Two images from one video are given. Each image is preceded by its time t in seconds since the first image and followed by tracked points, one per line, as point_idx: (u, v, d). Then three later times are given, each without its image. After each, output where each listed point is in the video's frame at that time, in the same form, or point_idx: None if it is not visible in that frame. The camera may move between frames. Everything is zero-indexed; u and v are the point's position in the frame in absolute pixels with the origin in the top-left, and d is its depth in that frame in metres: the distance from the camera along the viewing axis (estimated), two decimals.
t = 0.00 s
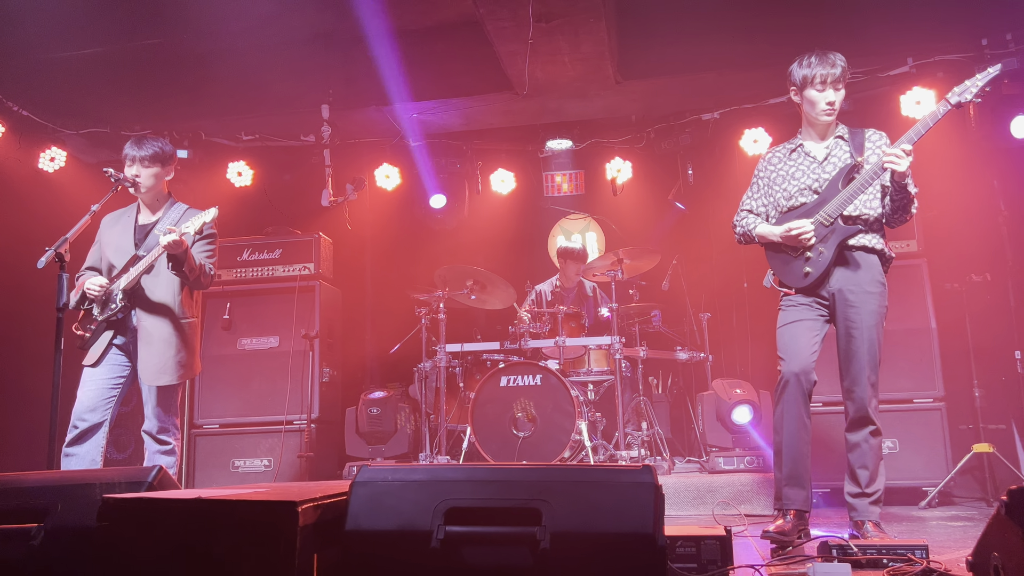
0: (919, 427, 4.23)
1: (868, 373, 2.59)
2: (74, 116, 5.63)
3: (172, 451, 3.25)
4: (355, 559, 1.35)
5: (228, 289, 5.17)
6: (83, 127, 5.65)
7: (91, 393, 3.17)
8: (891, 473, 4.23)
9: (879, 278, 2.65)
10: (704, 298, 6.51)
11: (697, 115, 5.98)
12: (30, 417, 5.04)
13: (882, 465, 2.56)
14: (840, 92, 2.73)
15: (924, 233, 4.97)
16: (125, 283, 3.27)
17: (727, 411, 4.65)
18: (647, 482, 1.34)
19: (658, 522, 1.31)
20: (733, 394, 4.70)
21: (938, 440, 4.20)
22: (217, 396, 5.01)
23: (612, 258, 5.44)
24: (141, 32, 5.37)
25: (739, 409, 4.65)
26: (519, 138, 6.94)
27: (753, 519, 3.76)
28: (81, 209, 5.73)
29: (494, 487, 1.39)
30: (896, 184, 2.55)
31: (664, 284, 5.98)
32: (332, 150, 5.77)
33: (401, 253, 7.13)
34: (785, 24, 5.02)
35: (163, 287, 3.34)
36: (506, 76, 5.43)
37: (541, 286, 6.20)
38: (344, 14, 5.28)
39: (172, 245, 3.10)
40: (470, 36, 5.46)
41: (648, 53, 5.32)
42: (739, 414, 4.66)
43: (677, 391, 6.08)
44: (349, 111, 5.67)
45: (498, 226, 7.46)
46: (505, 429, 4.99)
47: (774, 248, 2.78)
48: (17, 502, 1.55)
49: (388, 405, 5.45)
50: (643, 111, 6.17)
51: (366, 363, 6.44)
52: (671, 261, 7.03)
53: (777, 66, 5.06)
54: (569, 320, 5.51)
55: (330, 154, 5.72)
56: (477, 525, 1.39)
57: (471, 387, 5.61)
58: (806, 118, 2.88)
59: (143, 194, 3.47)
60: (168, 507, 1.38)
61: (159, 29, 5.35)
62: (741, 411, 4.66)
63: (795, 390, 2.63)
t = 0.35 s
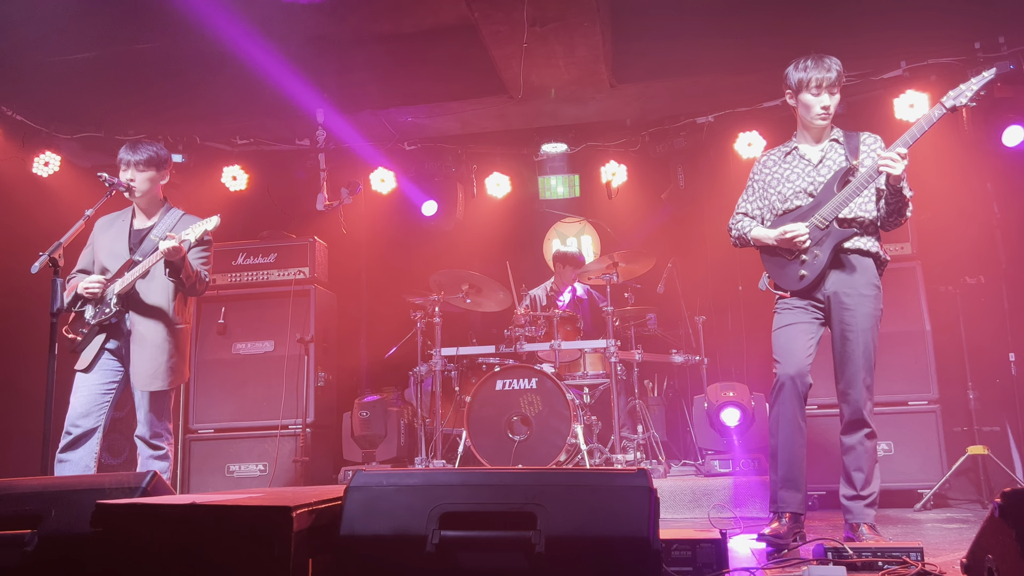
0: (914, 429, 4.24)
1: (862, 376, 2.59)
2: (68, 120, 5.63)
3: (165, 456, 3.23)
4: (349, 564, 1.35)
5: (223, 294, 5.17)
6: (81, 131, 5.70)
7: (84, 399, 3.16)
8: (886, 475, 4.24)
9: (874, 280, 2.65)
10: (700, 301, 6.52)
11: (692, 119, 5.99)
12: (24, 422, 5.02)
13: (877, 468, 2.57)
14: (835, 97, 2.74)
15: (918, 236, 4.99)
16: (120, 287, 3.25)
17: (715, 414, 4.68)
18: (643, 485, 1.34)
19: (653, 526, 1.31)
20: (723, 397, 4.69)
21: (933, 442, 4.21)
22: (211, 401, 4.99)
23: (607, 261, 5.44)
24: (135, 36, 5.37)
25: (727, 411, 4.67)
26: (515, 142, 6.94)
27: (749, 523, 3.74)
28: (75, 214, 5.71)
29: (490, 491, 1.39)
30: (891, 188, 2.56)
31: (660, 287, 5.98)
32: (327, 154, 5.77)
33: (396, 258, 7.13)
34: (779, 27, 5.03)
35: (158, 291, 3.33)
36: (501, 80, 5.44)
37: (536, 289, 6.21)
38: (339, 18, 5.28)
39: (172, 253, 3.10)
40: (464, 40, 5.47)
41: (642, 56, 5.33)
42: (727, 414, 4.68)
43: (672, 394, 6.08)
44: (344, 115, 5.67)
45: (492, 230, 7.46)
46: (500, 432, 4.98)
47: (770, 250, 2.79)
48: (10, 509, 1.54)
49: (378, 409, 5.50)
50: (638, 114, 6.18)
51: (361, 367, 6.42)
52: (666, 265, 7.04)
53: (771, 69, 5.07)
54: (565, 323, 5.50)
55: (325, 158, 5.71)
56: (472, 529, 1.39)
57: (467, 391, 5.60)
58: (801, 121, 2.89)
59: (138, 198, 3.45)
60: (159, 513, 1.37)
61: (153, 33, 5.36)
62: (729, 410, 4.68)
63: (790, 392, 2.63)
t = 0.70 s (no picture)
0: (912, 435, 4.25)
1: (860, 382, 2.60)
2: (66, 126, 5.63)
3: (165, 463, 3.23)
4: (347, 571, 1.34)
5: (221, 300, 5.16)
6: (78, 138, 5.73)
7: (85, 406, 3.15)
8: (885, 481, 4.24)
9: (871, 287, 2.66)
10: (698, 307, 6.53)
11: (689, 125, 6.00)
12: (22, 429, 5.01)
13: (875, 474, 2.57)
14: (831, 105, 2.75)
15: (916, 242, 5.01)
16: (120, 297, 3.24)
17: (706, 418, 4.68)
18: (641, 492, 1.34)
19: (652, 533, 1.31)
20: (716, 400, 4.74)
21: (931, 447, 4.22)
22: (210, 407, 4.98)
23: (605, 267, 5.45)
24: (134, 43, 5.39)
25: (718, 414, 4.65)
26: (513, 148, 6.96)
27: (747, 529, 3.75)
28: (74, 220, 5.71)
29: (488, 499, 1.39)
30: (888, 195, 2.57)
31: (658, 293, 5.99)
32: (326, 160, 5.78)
33: (394, 263, 7.14)
34: (775, 35, 5.07)
35: (159, 301, 3.32)
36: (499, 87, 5.45)
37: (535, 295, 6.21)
38: (337, 25, 5.30)
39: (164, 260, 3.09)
40: (462, 47, 5.49)
41: (639, 63, 5.36)
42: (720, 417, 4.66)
43: (671, 400, 6.09)
44: (342, 121, 5.68)
45: (490, 237, 7.47)
46: (499, 438, 4.98)
47: (767, 257, 2.80)
48: (9, 516, 1.54)
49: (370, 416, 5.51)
50: (635, 121, 6.20)
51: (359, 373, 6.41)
52: (664, 270, 7.05)
53: (768, 76, 5.10)
54: (563, 330, 5.50)
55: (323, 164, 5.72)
56: (470, 536, 1.39)
57: (465, 397, 5.60)
58: (797, 129, 2.91)
59: (137, 205, 3.46)
60: (160, 520, 1.37)
61: (152, 40, 5.37)
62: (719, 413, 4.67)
63: (788, 399, 2.64)
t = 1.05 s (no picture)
0: (914, 442, 4.24)
1: (862, 389, 2.59)
2: (68, 131, 5.64)
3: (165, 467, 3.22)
4: None
5: (223, 304, 5.17)
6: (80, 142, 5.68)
7: (85, 410, 3.15)
8: (887, 488, 4.23)
9: (873, 293, 2.66)
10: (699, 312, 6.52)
11: (691, 131, 5.98)
12: (22, 434, 5.01)
13: (877, 480, 2.56)
14: (832, 111, 2.76)
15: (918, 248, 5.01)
16: (118, 299, 3.25)
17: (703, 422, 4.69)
18: (642, 499, 1.34)
19: (653, 539, 1.31)
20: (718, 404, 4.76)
21: (933, 454, 4.21)
22: (210, 412, 4.98)
23: (606, 272, 5.44)
24: (136, 48, 5.40)
25: (715, 416, 4.68)
26: (514, 154, 6.97)
27: (749, 535, 3.73)
28: (75, 225, 5.72)
29: (489, 504, 1.39)
30: (890, 201, 2.57)
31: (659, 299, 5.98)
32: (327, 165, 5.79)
33: (396, 268, 7.15)
34: (775, 41, 5.09)
35: (157, 302, 3.32)
36: (501, 92, 5.46)
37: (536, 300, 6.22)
38: (338, 30, 5.32)
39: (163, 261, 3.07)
40: (463, 52, 5.50)
41: (640, 69, 5.37)
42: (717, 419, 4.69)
43: (672, 406, 6.08)
44: (344, 126, 5.70)
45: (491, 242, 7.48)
46: (500, 444, 4.97)
47: (769, 263, 2.80)
48: (9, 521, 1.54)
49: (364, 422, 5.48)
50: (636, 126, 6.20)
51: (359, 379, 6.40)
52: (666, 276, 7.05)
53: (769, 82, 5.10)
54: (564, 335, 5.50)
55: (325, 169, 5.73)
56: (471, 542, 1.38)
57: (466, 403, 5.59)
58: (799, 135, 2.91)
59: (139, 211, 3.47)
60: (158, 526, 1.37)
61: (154, 45, 5.39)
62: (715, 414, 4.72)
63: (790, 405, 2.63)
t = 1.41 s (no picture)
0: (918, 447, 4.22)
1: (867, 395, 2.58)
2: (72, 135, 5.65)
3: (166, 471, 3.22)
4: None
5: (226, 308, 5.17)
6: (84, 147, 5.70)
7: (84, 413, 3.16)
8: (891, 494, 4.21)
9: (877, 298, 2.65)
10: (702, 317, 6.51)
11: (693, 136, 5.99)
12: (25, 437, 5.01)
13: (881, 486, 2.55)
14: (837, 117, 2.75)
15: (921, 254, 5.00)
16: (121, 302, 3.26)
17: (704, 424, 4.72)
18: (645, 505, 1.33)
19: (656, 546, 1.30)
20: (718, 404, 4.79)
21: (937, 460, 4.19)
22: (213, 416, 4.99)
23: (609, 277, 5.43)
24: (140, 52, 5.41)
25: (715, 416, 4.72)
26: (517, 158, 6.98)
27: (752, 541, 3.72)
28: (79, 228, 5.73)
29: (492, 510, 1.38)
30: (895, 206, 2.57)
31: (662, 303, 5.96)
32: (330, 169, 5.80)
33: (399, 273, 7.17)
34: (778, 46, 5.09)
35: (160, 307, 3.33)
36: (504, 97, 5.47)
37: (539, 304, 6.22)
38: (342, 34, 5.33)
39: (170, 266, 3.09)
40: (467, 57, 5.51)
41: (643, 74, 5.37)
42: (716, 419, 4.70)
43: (675, 411, 6.07)
44: (348, 130, 5.71)
45: (494, 246, 7.49)
46: (503, 449, 4.96)
47: (774, 267, 2.79)
48: (11, 525, 1.53)
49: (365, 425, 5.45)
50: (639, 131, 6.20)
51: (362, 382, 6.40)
52: (669, 280, 7.04)
53: (772, 87, 5.10)
54: (566, 340, 5.49)
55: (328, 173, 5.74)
56: (474, 548, 1.38)
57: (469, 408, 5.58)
58: (803, 140, 2.91)
59: (142, 214, 3.48)
60: (163, 530, 1.37)
61: (159, 49, 5.40)
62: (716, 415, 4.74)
63: (794, 411, 2.63)
